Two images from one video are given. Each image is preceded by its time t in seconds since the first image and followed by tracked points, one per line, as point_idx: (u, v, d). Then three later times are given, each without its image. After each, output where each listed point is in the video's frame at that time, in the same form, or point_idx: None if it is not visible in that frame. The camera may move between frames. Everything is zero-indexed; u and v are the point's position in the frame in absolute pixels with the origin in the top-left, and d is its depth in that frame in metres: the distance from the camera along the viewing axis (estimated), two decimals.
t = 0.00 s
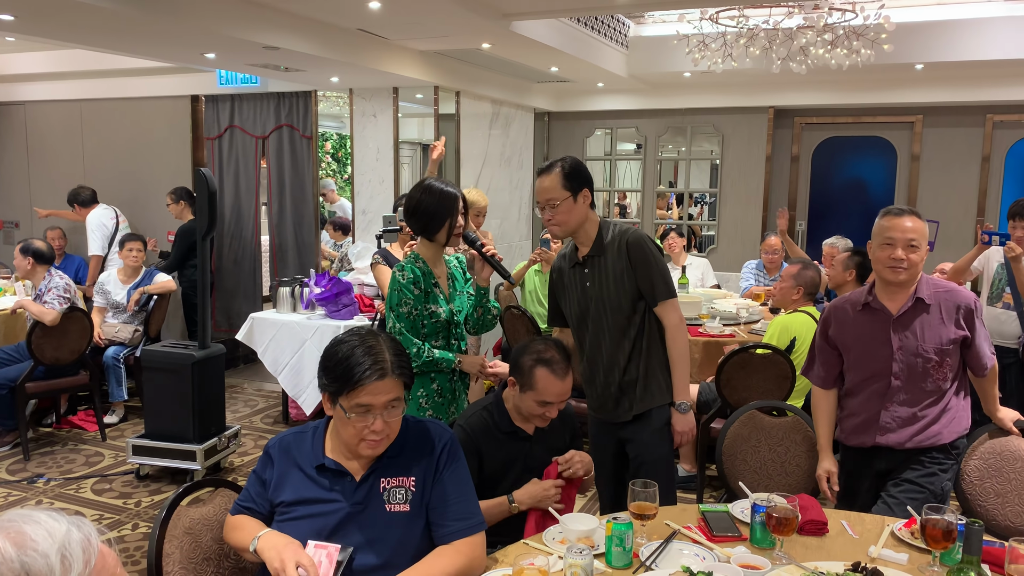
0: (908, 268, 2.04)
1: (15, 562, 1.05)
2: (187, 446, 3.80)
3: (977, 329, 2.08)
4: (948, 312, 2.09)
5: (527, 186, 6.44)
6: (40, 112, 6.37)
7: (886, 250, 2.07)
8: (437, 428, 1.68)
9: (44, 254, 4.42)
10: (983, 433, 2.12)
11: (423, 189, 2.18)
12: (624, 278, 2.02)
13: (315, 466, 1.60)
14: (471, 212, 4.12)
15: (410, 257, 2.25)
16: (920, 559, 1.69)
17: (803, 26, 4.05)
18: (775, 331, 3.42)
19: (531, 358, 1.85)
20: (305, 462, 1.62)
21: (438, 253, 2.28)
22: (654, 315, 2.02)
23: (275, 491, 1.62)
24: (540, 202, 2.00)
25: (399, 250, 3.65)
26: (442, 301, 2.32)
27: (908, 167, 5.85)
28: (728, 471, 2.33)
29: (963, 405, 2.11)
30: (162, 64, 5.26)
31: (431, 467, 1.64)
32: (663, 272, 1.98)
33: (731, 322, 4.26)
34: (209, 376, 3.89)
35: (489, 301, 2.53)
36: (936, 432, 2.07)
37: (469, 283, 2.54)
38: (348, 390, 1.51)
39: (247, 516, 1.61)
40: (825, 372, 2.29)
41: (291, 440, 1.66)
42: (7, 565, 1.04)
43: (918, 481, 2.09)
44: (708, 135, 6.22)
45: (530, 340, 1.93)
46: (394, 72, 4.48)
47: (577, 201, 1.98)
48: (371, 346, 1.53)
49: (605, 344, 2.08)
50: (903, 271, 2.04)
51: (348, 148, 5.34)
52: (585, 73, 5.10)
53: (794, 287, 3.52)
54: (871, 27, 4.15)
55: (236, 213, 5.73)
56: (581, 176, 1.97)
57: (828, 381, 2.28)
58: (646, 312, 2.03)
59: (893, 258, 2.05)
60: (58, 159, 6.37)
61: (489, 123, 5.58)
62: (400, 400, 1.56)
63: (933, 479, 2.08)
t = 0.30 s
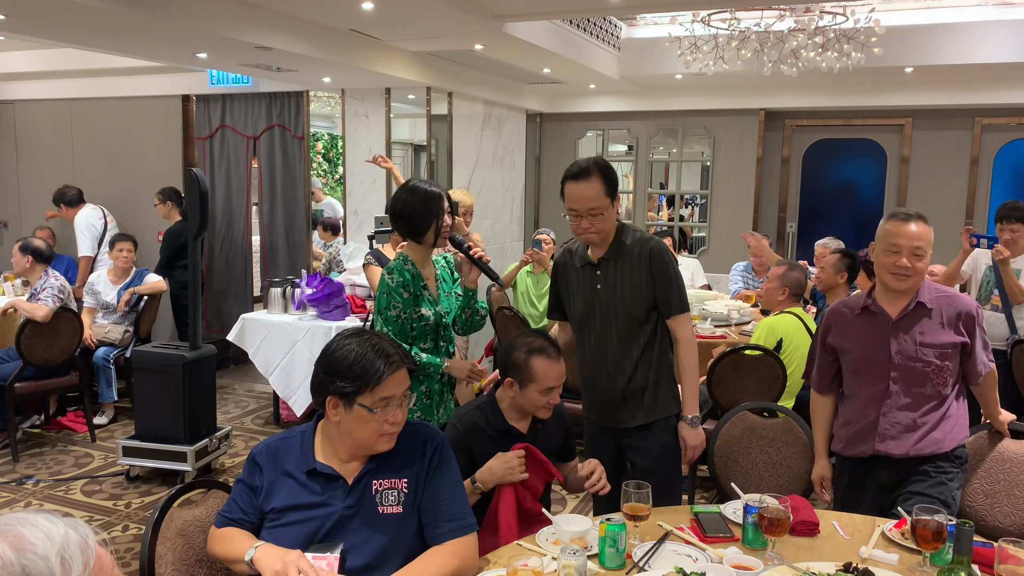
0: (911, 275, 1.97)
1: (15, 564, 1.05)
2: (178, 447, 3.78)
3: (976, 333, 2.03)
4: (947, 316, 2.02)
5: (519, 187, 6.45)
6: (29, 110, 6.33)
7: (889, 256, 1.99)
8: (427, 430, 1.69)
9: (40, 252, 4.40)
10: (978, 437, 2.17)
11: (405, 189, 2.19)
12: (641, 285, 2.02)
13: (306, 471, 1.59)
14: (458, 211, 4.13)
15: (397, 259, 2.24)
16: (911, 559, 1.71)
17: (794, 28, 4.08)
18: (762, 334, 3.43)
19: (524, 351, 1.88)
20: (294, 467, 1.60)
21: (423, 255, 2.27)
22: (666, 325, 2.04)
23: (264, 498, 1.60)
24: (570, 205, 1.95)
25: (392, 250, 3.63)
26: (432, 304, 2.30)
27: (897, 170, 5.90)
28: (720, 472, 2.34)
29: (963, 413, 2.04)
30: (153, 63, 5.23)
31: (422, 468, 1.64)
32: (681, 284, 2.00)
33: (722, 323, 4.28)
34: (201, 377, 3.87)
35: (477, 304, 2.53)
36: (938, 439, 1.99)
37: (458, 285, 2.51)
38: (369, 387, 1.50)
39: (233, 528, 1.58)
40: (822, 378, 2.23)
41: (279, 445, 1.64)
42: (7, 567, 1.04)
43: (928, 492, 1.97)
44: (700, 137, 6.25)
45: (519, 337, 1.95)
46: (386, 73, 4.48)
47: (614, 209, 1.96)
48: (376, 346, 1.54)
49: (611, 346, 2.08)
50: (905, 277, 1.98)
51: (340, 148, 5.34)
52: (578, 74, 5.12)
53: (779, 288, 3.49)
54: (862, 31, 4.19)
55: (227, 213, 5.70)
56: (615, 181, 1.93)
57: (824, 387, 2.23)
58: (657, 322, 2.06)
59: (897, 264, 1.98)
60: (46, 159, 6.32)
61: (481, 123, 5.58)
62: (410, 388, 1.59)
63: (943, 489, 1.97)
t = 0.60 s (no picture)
0: (942, 295, 1.81)
1: (10, 568, 1.04)
2: (171, 449, 3.76)
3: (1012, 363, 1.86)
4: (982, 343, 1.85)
5: (514, 189, 6.46)
6: (21, 111, 6.30)
7: (919, 272, 1.84)
8: (422, 435, 1.67)
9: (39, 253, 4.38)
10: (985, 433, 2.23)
11: (400, 192, 2.18)
12: (676, 300, 1.94)
13: (299, 476, 1.58)
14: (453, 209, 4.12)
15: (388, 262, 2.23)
16: (905, 561, 1.71)
17: (789, 31, 4.09)
18: (754, 335, 3.44)
19: (511, 349, 1.88)
20: (287, 472, 1.59)
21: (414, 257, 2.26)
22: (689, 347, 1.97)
23: (257, 501, 1.59)
24: (624, 211, 1.86)
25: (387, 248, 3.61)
26: (423, 309, 2.28)
27: (891, 172, 5.93)
28: (715, 474, 2.34)
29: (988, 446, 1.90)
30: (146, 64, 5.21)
31: (417, 472, 1.64)
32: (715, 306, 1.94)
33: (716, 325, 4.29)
34: (194, 378, 3.85)
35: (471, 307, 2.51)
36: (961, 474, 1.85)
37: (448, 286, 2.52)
38: (374, 387, 1.50)
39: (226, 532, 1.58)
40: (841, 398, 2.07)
41: (271, 450, 1.63)
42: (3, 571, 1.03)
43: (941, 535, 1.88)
44: (693, 139, 6.27)
45: (510, 334, 1.95)
46: (381, 74, 4.47)
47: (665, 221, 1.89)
48: (378, 347, 1.54)
49: (630, 357, 2.01)
50: (934, 295, 1.82)
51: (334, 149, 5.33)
52: (572, 76, 5.12)
53: (773, 290, 3.46)
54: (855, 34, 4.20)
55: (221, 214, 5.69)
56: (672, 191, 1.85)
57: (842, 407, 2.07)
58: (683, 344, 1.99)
59: (927, 281, 1.82)
60: (38, 160, 6.28)
61: (476, 125, 5.58)
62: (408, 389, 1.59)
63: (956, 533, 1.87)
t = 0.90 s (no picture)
0: (975, 318, 1.71)
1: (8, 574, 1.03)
2: (167, 451, 3.74)
3: None
4: None
5: (511, 190, 6.45)
6: (17, 111, 6.28)
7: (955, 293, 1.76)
8: (420, 437, 1.66)
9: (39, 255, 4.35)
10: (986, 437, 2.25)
11: (411, 197, 2.14)
12: (685, 309, 1.93)
13: (294, 478, 1.58)
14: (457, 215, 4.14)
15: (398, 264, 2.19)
16: (904, 565, 1.71)
17: (787, 34, 4.09)
18: (755, 338, 3.45)
19: (505, 355, 1.86)
20: (282, 473, 1.60)
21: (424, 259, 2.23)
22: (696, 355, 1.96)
23: (253, 504, 1.59)
24: (634, 223, 1.85)
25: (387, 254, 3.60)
26: (435, 313, 2.25)
27: (888, 175, 5.94)
28: (713, 477, 2.35)
29: None
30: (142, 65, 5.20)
31: (414, 475, 1.63)
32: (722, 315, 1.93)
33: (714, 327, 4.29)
34: (191, 380, 3.83)
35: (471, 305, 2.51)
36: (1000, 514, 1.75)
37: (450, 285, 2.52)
38: (369, 387, 1.50)
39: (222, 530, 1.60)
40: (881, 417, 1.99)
41: (266, 451, 1.63)
42: None
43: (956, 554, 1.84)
44: (691, 141, 6.28)
45: (509, 339, 1.93)
46: (378, 76, 4.46)
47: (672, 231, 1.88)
48: (373, 350, 1.55)
49: (636, 367, 2.00)
50: (970, 319, 1.72)
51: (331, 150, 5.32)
52: (570, 78, 5.12)
53: (767, 293, 3.45)
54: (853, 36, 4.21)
55: (217, 215, 5.68)
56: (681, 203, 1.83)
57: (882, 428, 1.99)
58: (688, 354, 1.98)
59: (961, 303, 1.73)
60: (34, 160, 6.26)
61: (473, 127, 5.58)
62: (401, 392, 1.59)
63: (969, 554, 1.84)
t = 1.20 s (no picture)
0: (994, 376, 1.62)
1: None
2: (163, 455, 3.73)
3: None
4: None
5: (508, 193, 6.45)
6: (13, 114, 6.26)
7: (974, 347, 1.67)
8: (416, 440, 1.65)
9: (33, 257, 4.31)
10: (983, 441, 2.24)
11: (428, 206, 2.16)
12: (669, 311, 1.94)
13: (289, 481, 1.57)
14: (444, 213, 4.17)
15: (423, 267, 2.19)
16: (902, 567, 1.70)
17: (783, 36, 4.11)
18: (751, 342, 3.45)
19: (495, 355, 1.87)
20: (278, 476, 1.59)
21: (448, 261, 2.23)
22: (686, 355, 1.97)
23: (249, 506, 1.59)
24: (604, 233, 1.83)
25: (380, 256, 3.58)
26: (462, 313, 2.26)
27: (884, 176, 5.95)
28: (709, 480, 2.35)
29: None
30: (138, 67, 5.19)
31: (410, 479, 1.61)
32: (708, 313, 1.94)
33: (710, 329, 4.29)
34: (187, 383, 3.82)
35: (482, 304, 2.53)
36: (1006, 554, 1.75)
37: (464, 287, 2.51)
38: (366, 388, 1.50)
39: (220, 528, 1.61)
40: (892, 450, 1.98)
41: (261, 454, 1.62)
42: None
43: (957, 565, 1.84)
44: (687, 143, 6.28)
45: (500, 340, 1.94)
46: (374, 78, 4.46)
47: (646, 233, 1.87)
48: (367, 350, 1.55)
49: (626, 376, 1.98)
50: (988, 377, 1.63)
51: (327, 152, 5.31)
52: (567, 81, 5.13)
53: (761, 296, 3.43)
54: (849, 38, 4.22)
55: (213, 217, 5.67)
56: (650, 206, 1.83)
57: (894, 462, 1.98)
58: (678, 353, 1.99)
59: (979, 360, 1.64)
60: (29, 163, 6.24)
61: (470, 129, 5.58)
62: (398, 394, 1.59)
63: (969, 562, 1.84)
